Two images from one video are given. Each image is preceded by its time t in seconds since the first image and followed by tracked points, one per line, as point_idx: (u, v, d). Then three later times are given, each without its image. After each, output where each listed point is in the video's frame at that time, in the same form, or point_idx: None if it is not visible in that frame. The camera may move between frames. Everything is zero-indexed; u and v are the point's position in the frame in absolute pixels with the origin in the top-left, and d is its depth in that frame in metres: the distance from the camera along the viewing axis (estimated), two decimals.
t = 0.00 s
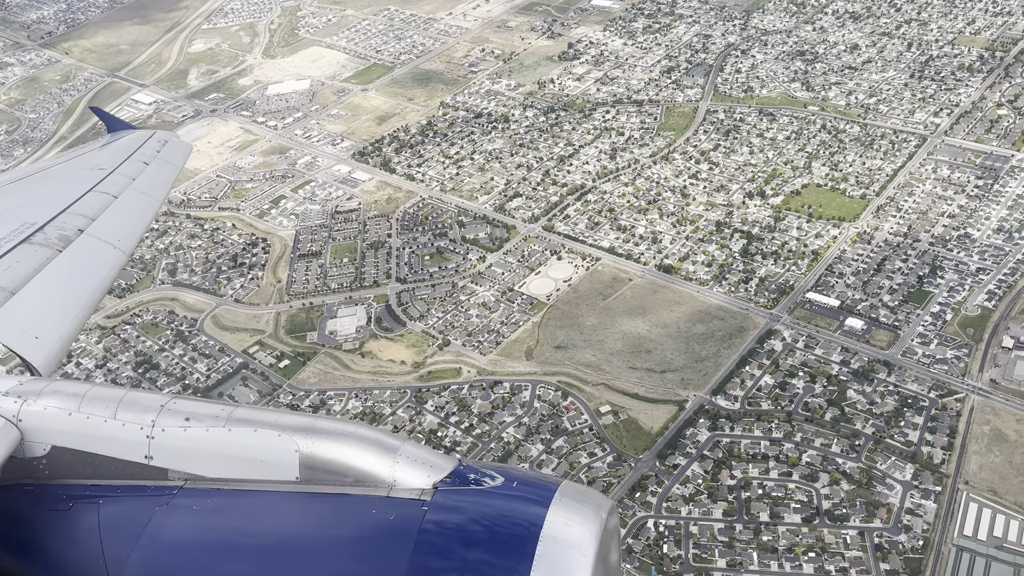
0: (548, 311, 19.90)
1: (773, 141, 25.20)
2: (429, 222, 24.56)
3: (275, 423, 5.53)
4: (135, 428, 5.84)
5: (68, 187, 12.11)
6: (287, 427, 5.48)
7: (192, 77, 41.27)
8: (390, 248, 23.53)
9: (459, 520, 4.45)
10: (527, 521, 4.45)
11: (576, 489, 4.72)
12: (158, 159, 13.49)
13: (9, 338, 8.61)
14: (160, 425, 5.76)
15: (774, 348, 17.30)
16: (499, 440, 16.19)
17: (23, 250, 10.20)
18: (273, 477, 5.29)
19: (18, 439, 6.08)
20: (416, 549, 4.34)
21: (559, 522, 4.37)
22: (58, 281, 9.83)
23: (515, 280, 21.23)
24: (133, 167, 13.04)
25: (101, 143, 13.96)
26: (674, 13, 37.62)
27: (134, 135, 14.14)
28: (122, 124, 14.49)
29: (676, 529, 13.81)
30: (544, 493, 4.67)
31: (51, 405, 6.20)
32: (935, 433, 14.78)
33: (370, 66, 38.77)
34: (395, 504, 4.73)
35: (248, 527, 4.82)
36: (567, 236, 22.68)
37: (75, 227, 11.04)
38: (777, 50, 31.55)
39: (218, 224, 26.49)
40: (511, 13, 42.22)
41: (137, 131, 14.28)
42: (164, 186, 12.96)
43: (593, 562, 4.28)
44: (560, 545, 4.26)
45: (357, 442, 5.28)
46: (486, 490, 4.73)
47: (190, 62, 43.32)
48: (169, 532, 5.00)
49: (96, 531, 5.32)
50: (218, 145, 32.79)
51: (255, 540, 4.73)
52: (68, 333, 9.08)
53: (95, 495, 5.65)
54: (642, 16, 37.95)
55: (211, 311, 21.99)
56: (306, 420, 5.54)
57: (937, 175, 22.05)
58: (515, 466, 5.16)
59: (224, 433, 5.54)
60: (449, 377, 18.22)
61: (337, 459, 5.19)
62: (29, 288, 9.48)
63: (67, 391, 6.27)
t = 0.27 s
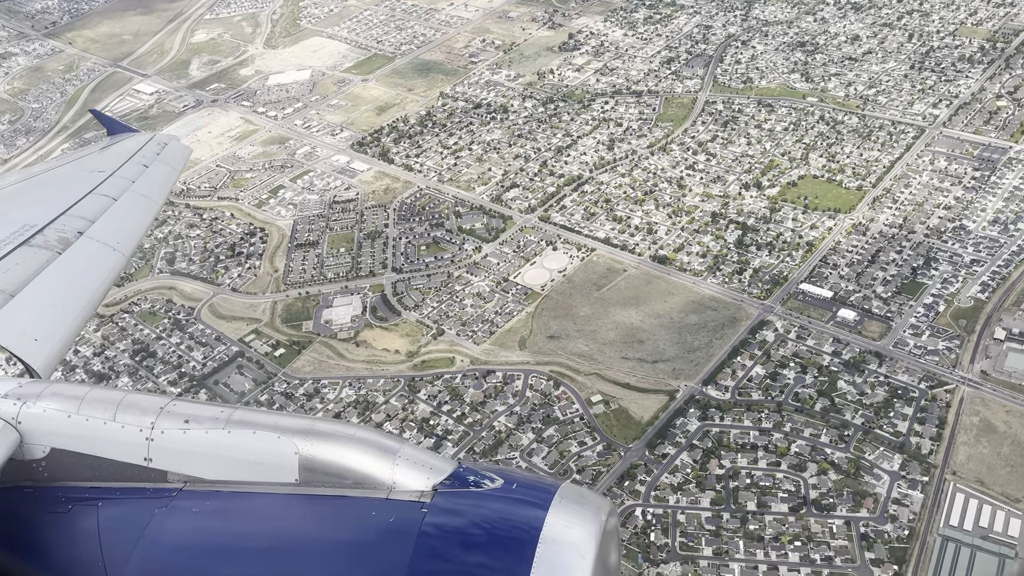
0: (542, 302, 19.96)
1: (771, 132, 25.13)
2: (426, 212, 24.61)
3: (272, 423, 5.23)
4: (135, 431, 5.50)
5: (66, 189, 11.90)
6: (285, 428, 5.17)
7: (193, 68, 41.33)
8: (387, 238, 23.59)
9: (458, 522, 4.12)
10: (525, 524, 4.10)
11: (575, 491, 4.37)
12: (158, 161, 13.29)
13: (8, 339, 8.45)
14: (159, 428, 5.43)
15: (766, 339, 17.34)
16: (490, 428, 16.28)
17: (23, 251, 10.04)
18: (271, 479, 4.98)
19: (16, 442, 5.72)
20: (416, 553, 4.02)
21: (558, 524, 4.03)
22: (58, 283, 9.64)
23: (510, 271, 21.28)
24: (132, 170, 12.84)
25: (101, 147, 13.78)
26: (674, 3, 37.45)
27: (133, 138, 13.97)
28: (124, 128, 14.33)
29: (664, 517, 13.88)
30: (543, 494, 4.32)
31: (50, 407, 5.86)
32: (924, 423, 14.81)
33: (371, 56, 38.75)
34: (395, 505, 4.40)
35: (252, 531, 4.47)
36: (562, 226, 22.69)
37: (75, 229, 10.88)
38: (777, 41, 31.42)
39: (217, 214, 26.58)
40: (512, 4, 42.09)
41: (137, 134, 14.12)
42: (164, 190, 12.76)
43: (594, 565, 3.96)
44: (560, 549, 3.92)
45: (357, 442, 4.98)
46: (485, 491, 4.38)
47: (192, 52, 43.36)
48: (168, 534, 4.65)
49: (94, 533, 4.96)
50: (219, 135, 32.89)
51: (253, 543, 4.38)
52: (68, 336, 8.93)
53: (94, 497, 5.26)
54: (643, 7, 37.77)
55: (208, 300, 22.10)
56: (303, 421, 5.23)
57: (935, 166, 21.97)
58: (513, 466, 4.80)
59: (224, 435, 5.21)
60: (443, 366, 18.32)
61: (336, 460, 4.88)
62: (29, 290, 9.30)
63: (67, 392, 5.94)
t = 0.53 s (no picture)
0: (537, 292, 20.03)
1: (770, 123, 25.07)
2: (424, 203, 24.68)
3: (272, 425, 5.64)
4: (134, 431, 5.94)
5: (65, 190, 11.95)
6: (284, 430, 5.59)
7: (195, 58, 41.38)
8: (384, 228, 23.68)
9: (460, 523, 4.46)
10: (526, 524, 4.47)
11: (574, 492, 4.75)
12: (157, 161, 13.30)
13: (8, 339, 8.72)
14: (159, 429, 5.85)
15: (758, 330, 17.38)
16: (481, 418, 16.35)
17: (23, 253, 10.22)
18: (272, 479, 5.40)
19: (15, 442, 6.16)
20: (416, 553, 4.36)
21: (559, 525, 4.41)
22: (56, 284, 9.82)
23: (505, 262, 21.34)
24: (131, 170, 12.86)
25: (100, 146, 13.81)
26: None
27: (132, 137, 13.97)
28: (124, 128, 14.31)
29: (651, 507, 13.96)
30: (543, 495, 4.70)
31: (49, 409, 6.29)
32: (913, 415, 14.84)
33: (373, 47, 38.73)
34: (394, 506, 4.76)
35: (247, 531, 4.86)
36: (558, 217, 22.73)
37: (73, 231, 10.96)
38: (778, 32, 31.25)
39: (216, 204, 26.71)
40: None
41: (136, 134, 14.13)
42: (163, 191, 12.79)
43: (593, 563, 4.34)
44: (560, 549, 4.30)
45: (356, 443, 5.39)
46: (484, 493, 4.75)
47: (195, 42, 43.39)
48: (168, 534, 5.05)
49: (95, 533, 5.38)
50: (219, 125, 32.97)
51: (250, 543, 4.77)
52: (67, 336, 9.19)
53: (93, 498, 5.69)
54: None
55: (206, 289, 22.22)
56: (302, 423, 5.64)
57: (932, 158, 21.90)
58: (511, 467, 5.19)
59: (224, 436, 5.62)
60: (436, 356, 18.44)
61: (337, 461, 5.28)
62: (28, 292, 9.51)
63: (66, 394, 6.37)
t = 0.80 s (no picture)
0: (531, 283, 20.07)
1: (768, 115, 25.01)
2: (421, 194, 24.74)
3: (271, 424, 5.55)
4: (134, 430, 5.84)
5: (64, 189, 11.79)
6: (283, 428, 5.49)
7: (198, 49, 41.46)
8: (381, 219, 23.73)
9: (460, 522, 4.41)
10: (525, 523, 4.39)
11: (574, 490, 4.66)
12: (157, 159, 13.13)
13: (7, 339, 8.58)
14: (159, 427, 5.76)
15: (751, 321, 17.39)
16: (473, 408, 16.45)
17: (21, 252, 10.04)
18: (271, 478, 5.30)
19: (15, 442, 6.08)
20: (415, 552, 4.30)
21: (557, 524, 4.32)
22: (54, 284, 9.65)
23: (501, 253, 21.39)
24: (131, 168, 12.69)
25: (99, 145, 13.66)
26: None
27: (131, 136, 13.82)
28: (122, 126, 14.18)
29: (640, 496, 14.06)
30: (542, 493, 4.62)
31: (48, 408, 6.21)
32: (902, 407, 14.87)
33: (374, 38, 38.71)
34: (394, 503, 4.71)
35: (249, 530, 4.77)
36: (555, 209, 22.74)
37: (72, 229, 10.80)
38: (779, 23, 31.12)
39: (216, 194, 26.82)
40: None
41: (135, 133, 13.97)
42: (163, 189, 12.61)
43: (593, 562, 4.25)
44: (559, 548, 4.22)
45: (355, 442, 5.30)
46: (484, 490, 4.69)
47: (197, 33, 43.45)
48: (168, 533, 4.93)
49: (93, 533, 5.24)
50: (220, 116, 33.07)
51: (252, 541, 4.68)
52: (67, 335, 9.06)
53: (93, 498, 5.55)
54: None
55: (204, 279, 22.33)
56: (301, 421, 5.56)
57: (930, 150, 21.83)
58: (512, 465, 5.10)
59: (223, 435, 5.53)
60: (431, 346, 18.52)
61: (336, 460, 5.20)
62: (28, 290, 9.38)
63: (66, 393, 6.29)
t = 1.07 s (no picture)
0: (527, 275, 20.13)
1: (767, 108, 24.94)
2: (419, 185, 24.79)
3: (271, 421, 5.47)
4: (134, 428, 5.76)
5: (63, 188, 11.86)
6: (284, 425, 5.41)
7: (201, 40, 41.54)
8: (379, 211, 23.81)
9: (461, 519, 4.39)
10: (525, 520, 4.38)
11: (575, 488, 4.66)
12: (156, 157, 13.20)
13: (6, 337, 8.62)
14: (159, 425, 5.67)
15: (744, 314, 17.41)
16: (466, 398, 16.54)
17: (20, 250, 10.13)
18: (272, 476, 5.23)
19: (15, 440, 5.98)
20: (415, 548, 4.27)
21: (557, 521, 4.32)
22: (52, 283, 9.68)
23: (497, 245, 21.44)
24: (129, 166, 12.74)
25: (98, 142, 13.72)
26: None
27: (130, 133, 13.88)
28: (122, 125, 14.25)
29: (628, 486, 14.14)
30: (542, 491, 4.62)
31: (49, 406, 6.10)
32: (893, 399, 14.90)
33: (376, 30, 38.69)
34: (395, 501, 4.68)
35: (248, 527, 4.76)
36: (552, 201, 22.76)
37: (71, 228, 10.87)
38: (780, 16, 30.99)
39: (216, 185, 26.94)
40: None
41: (134, 130, 14.03)
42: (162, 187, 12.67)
43: (593, 559, 4.23)
44: (559, 545, 4.20)
45: (356, 440, 5.21)
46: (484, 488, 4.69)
47: (200, 25, 43.53)
48: (167, 531, 4.93)
49: (94, 531, 5.27)
50: (221, 108, 33.17)
51: (251, 538, 4.66)
52: (67, 334, 9.09)
53: (92, 496, 5.59)
54: None
55: (203, 270, 22.45)
56: (302, 419, 5.48)
57: (928, 144, 21.75)
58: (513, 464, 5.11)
59: (223, 433, 5.46)
60: (425, 337, 18.61)
61: (337, 457, 5.11)
62: (28, 287, 9.44)
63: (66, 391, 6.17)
